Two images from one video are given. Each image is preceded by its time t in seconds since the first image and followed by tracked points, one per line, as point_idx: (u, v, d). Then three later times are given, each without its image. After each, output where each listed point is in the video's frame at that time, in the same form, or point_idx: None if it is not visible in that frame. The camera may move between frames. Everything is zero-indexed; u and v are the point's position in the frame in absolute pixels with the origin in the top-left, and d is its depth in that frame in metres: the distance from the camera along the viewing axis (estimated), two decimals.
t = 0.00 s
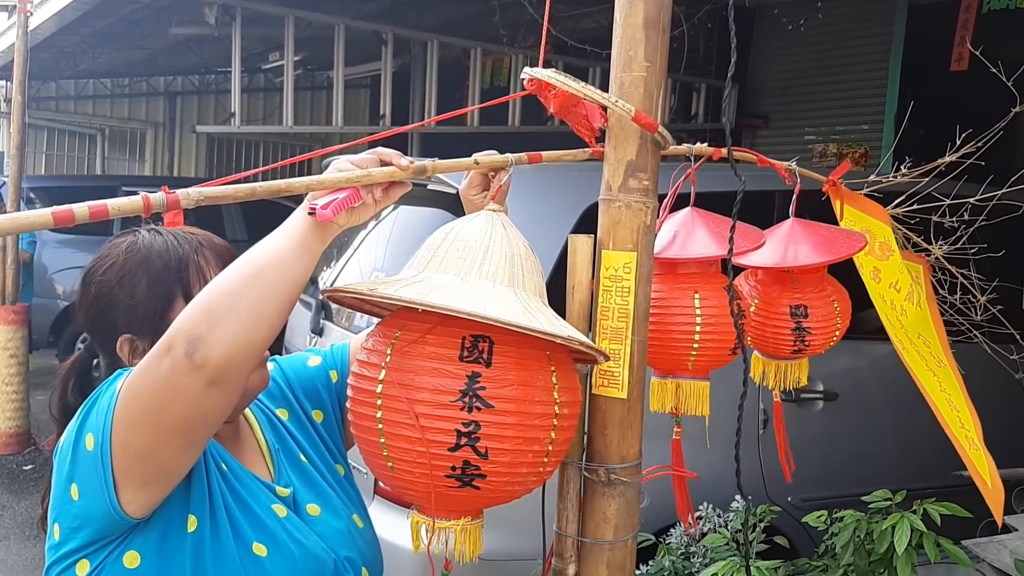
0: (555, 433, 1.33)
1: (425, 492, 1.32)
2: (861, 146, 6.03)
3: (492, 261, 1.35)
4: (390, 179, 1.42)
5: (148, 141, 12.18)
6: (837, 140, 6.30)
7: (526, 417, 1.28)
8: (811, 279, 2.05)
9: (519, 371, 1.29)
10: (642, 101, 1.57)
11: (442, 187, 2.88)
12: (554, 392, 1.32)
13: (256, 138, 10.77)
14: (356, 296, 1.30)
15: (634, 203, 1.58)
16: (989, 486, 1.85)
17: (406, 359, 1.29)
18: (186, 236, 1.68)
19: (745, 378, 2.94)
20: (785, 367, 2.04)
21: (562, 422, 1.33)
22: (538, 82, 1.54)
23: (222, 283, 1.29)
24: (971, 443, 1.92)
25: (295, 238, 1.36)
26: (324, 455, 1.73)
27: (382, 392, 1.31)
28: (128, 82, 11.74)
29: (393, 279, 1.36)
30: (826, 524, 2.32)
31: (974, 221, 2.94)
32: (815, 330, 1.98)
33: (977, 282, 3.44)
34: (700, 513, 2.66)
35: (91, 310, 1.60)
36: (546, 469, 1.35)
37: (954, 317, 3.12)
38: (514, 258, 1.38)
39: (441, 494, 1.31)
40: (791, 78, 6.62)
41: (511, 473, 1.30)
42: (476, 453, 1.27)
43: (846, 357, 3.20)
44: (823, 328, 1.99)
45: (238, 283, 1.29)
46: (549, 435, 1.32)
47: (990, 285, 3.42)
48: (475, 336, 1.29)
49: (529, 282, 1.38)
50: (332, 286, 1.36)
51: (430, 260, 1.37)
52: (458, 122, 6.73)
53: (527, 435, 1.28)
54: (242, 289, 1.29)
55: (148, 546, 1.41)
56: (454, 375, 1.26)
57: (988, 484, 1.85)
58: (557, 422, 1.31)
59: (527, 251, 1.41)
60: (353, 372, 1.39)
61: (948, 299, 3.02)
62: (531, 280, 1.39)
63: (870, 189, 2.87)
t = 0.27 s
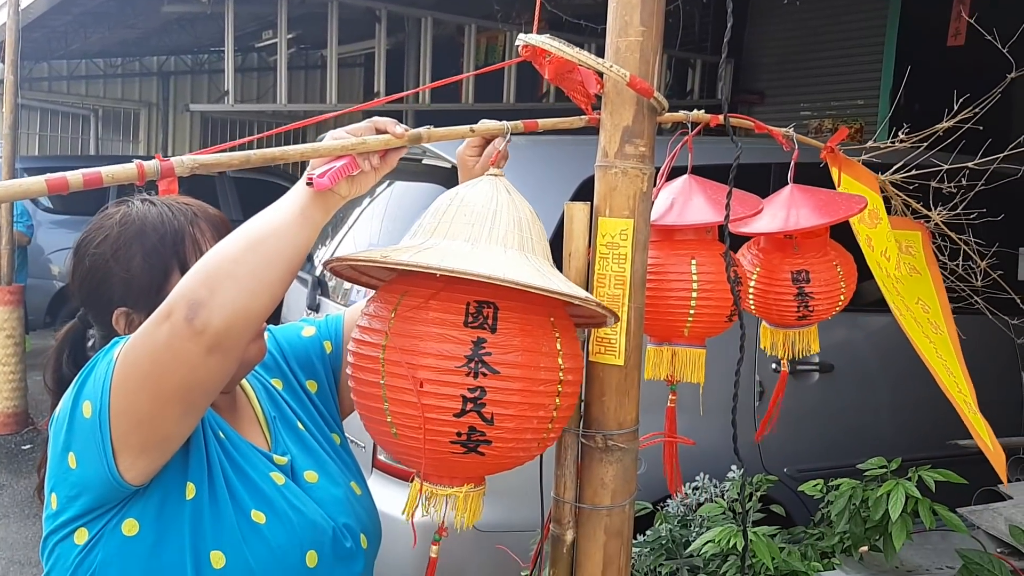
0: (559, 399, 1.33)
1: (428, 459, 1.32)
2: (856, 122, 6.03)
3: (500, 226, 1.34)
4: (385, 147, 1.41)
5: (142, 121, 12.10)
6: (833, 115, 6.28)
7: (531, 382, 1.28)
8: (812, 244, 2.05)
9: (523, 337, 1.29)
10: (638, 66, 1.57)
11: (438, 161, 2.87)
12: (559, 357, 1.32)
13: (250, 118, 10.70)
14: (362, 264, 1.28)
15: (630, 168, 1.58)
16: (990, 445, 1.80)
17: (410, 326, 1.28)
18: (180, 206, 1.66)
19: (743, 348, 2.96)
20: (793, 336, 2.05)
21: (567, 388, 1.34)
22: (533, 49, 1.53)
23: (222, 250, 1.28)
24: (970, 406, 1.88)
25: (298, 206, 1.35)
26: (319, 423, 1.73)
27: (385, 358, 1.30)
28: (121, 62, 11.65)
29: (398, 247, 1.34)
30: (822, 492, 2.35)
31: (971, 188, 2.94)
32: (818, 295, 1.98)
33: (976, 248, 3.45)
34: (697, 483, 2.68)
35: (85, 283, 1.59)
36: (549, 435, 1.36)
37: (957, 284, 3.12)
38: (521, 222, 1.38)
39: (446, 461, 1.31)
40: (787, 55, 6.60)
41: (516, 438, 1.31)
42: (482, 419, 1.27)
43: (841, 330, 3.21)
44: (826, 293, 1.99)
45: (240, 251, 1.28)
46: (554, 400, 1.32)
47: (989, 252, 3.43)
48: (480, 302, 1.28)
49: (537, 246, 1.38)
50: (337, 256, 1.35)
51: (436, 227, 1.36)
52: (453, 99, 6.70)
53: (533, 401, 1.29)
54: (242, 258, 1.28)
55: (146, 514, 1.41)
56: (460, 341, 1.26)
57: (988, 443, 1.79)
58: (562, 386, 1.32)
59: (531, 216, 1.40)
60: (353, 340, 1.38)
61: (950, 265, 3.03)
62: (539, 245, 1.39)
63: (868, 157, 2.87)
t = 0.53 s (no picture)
0: (597, 364, 1.33)
1: (477, 445, 1.30)
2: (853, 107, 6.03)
3: (504, 201, 1.34)
4: (386, 128, 1.40)
5: (137, 110, 12.05)
6: (829, 101, 6.28)
7: (568, 347, 1.29)
8: (814, 228, 2.05)
9: (553, 305, 1.29)
10: (637, 47, 1.57)
11: (436, 146, 2.87)
12: (590, 324, 1.33)
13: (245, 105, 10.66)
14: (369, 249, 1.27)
15: (631, 150, 1.58)
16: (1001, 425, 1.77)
17: (439, 309, 1.27)
18: (178, 191, 1.65)
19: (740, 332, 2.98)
20: (799, 320, 2.06)
21: (602, 352, 1.34)
22: (533, 30, 1.53)
23: (224, 235, 1.28)
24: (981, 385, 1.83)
25: (300, 189, 1.35)
26: (320, 407, 1.73)
27: (417, 346, 1.29)
28: (115, 49, 11.59)
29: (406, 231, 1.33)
30: (821, 474, 2.36)
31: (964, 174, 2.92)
32: (822, 279, 1.98)
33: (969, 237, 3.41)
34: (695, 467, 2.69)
35: (84, 270, 1.58)
36: (591, 403, 1.36)
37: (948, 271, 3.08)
38: (525, 197, 1.37)
39: (493, 443, 1.30)
40: (783, 41, 6.60)
41: (560, 409, 1.30)
42: (525, 393, 1.26)
43: (839, 315, 3.23)
44: (830, 276, 1.99)
45: (240, 236, 1.28)
46: (592, 366, 1.33)
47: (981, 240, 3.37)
48: (504, 277, 1.29)
49: (543, 220, 1.37)
50: (343, 246, 1.33)
51: (440, 209, 1.35)
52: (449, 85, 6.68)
53: (573, 367, 1.29)
54: (246, 242, 1.28)
55: (149, 497, 1.41)
56: (491, 317, 1.25)
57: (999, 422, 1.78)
58: (598, 350, 1.32)
59: (535, 191, 1.40)
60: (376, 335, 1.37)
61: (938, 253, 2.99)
62: (544, 218, 1.39)
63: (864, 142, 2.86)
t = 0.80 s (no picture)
0: (585, 354, 1.33)
1: (465, 433, 1.29)
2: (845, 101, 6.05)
3: (496, 190, 1.34)
4: (382, 120, 1.40)
5: (129, 106, 12.00)
6: (821, 95, 6.29)
7: (558, 335, 1.28)
8: (789, 220, 2.06)
9: (544, 292, 1.29)
10: (631, 39, 1.57)
11: (429, 141, 2.87)
12: (580, 313, 1.33)
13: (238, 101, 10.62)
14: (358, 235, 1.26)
15: (625, 142, 1.58)
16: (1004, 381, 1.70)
17: (431, 294, 1.27)
18: (171, 183, 1.65)
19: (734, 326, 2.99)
20: (761, 309, 2.07)
21: (591, 343, 1.34)
22: (528, 21, 1.53)
23: (221, 228, 1.28)
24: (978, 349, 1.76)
25: (296, 180, 1.34)
26: (316, 399, 1.73)
27: (406, 332, 1.28)
28: (107, 45, 11.54)
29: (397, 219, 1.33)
30: (814, 467, 2.37)
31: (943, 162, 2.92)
32: (791, 272, 2.00)
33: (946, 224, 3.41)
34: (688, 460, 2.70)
35: (77, 264, 1.57)
36: (579, 394, 1.36)
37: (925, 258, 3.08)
38: (517, 189, 1.37)
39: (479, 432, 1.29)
40: (775, 36, 6.61)
41: (549, 397, 1.30)
42: (514, 379, 1.26)
43: (831, 308, 3.24)
44: (798, 270, 2.01)
45: (235, 229, 1.28)
46: (581, 355, 1.33)
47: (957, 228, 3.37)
48: (495, 264, 1.28)
49: (534, 214, 1.37)
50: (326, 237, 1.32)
51: (432, 199, 1.35)
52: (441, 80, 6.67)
53: (562, 355, 1.29)
54: (243, 234, 1.28)
55: (142, 493, 1.41)
56: (482, 301, 1.25)
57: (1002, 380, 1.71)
58: (587, 338, 1.32)
59: (527, 185, 1.40)
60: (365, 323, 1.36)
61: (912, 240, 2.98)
62: (535, 211, 1.38)
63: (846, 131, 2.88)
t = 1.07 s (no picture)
0: (534, 363, 1.34)
1: (410, 424, 1.32)
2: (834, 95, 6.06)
3: (465, 194, 1.33)
4: (374, 113, 1.40)
5: (116, 98, 11.89)
6: (812, 89, 6.30)
7: (509, 347, 1.29)
8: (778, 212, 2.06)
9: (501, 303, 1.29)
10: (623, 31, 1.56)
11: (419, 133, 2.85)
12: (536, 325, 1.33)
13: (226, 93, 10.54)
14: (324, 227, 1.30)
15: (616, 135, 1.57)
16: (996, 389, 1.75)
17: (390, 294, 1.28)
18: (160, 176, 1.62)
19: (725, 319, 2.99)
20: (751, 301, 2.08)
21: (542, 353, 1.34)
22: (517, 13, 1.52)
23: (215, 221, 1.26)
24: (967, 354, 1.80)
25: (288, 175, 1.33)
26: (307, 389, 1.71)
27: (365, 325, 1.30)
28: (93, 36, 11.43)
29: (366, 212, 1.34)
30: (804, 459, 2.37)
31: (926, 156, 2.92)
32: (781, 263, 2.00)
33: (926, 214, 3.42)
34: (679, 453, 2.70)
35: (66, 259, 1.55)
36: (524, 399, 1.37)
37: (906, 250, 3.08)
38: (487, 190, 1.35)
39: (423, 424, 1.31)
40: (766, 29, 6.61)
41: (493, 403, 1.31)
42: (461, 384, 1.27)
43: (821, 302, 3.24)
44: (788, 262, 2.01)
45: (230, 223, 1.26)
46: (531, 365, 1.33)
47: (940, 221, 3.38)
48: (459, 270, 1.28)
49: (501, 217, 1.36)
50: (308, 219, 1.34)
51: (403, 194, 1.35)
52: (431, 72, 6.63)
53: (510, 365, 1.30)
54: (237, 228, 1.26)
55: (135, 487, 1.40)
56: (439, 308, 1.26)
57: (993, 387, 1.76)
58: (539, 351, 1.32)
59: (501, 183, 1.39)
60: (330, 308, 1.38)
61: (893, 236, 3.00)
62: (503, 216, 1.37)
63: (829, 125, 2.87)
